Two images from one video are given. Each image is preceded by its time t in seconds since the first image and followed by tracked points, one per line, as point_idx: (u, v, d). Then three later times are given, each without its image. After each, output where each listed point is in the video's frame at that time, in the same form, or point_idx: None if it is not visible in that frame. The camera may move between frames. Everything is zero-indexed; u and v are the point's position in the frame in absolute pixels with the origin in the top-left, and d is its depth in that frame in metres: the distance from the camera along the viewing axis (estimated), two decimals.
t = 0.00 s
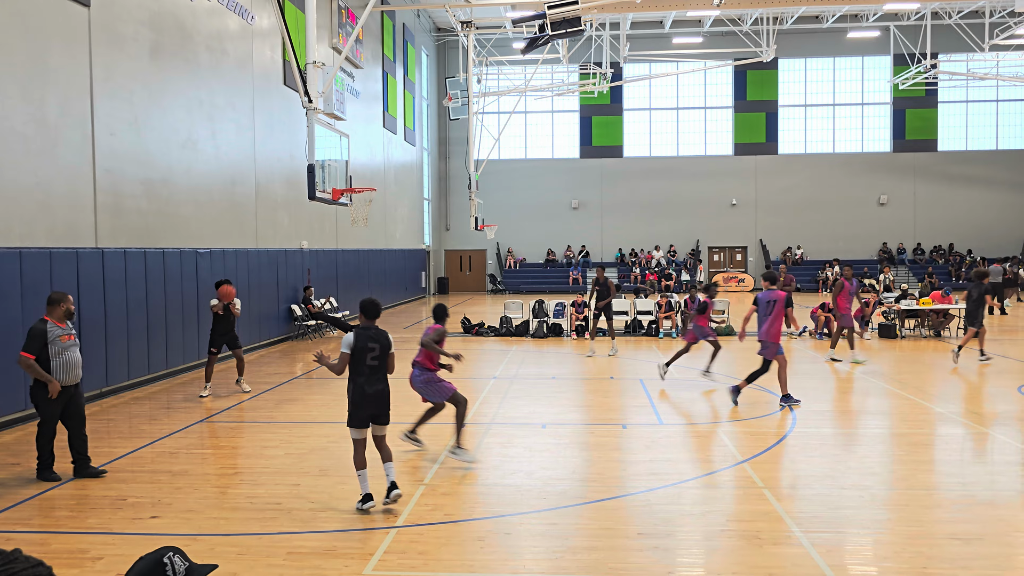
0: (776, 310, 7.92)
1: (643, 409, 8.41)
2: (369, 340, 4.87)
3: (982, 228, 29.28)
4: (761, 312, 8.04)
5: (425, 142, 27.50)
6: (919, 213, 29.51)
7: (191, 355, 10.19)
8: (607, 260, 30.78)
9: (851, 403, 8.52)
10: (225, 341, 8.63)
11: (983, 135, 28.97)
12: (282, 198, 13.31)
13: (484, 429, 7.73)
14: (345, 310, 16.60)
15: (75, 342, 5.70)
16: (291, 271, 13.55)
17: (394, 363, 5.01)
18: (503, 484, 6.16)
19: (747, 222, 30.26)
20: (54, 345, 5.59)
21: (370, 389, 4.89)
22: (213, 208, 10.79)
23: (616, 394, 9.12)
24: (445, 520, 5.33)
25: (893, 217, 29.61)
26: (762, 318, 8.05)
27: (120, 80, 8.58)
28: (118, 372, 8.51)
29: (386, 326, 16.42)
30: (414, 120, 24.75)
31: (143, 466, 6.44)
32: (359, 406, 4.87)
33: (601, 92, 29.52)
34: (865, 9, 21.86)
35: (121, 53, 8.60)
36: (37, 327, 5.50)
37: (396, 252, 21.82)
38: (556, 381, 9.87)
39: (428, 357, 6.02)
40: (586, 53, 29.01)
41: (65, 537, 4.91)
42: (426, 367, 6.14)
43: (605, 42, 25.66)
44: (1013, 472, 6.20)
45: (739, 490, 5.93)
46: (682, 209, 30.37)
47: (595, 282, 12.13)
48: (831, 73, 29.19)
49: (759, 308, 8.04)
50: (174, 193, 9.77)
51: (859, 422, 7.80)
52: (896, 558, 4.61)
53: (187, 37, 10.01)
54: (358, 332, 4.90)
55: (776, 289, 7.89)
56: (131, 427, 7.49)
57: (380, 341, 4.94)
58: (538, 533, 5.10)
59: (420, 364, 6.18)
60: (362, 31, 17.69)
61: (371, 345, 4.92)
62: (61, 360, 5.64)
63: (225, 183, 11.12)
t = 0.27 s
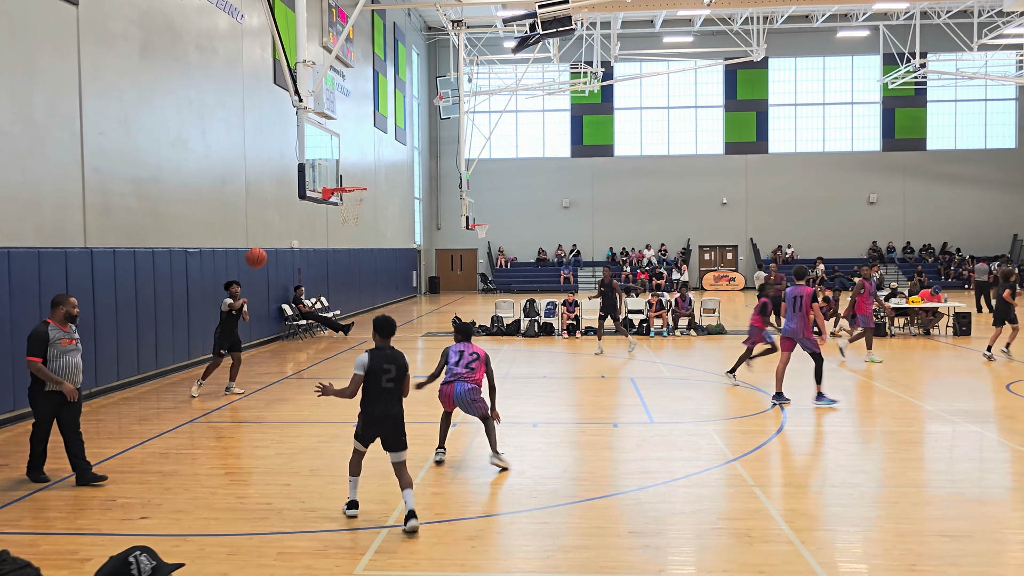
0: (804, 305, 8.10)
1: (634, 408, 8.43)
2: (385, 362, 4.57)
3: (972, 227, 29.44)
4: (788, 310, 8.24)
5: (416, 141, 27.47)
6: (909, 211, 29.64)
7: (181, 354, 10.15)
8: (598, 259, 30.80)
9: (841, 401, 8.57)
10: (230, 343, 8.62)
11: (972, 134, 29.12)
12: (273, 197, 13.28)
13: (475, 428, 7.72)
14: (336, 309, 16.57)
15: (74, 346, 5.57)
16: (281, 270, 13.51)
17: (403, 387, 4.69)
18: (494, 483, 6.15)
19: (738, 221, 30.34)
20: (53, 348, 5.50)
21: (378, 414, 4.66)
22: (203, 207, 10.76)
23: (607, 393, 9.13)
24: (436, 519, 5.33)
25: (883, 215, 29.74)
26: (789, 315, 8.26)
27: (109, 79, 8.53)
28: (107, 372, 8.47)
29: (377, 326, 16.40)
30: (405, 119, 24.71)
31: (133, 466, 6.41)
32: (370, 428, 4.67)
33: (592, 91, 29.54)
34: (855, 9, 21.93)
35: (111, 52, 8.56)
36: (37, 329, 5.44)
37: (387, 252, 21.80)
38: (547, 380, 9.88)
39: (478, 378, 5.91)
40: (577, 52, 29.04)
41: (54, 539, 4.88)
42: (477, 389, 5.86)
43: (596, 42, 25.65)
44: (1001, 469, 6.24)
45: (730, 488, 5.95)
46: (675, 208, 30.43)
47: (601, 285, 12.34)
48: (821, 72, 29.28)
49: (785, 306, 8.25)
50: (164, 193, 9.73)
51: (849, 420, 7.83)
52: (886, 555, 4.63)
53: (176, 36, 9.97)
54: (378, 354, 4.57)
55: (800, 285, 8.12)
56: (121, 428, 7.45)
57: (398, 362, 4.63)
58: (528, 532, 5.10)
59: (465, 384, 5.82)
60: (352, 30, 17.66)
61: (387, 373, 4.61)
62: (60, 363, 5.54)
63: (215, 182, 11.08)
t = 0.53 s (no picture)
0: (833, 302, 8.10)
1: (626, 406, 8.44)
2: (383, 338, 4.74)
3: (964, 224, 29.57)
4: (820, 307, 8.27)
5: (407, 140, 27.43)
6: (901, 210, 29.74)
7: (173, 354, 10.12)
8: (591, 258, 30.80)
9: (832, 398, 8.60)
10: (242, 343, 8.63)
11: (963, 132, 29.22)
12: (264, 197, 13.24)
13: (467, 427, 7.72)
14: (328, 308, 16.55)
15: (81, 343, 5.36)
16: (273, 269, 13.48)
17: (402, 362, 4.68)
18: (487, 482, 6.16)
19: (730, 219, 30.39)
20: (60, 344, 5.32)
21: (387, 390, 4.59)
22: (194, 207, 10.72)
23: (600, 391, 9.14)
24: (429, 518, 5.33)
25: (875, 213, 29.83)
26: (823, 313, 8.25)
27: (100, 79, 8.51)
28: (99, 373, 8.44)
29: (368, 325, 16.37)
30: (397, 118, 24.67)
31: (124, 466, 6.40)
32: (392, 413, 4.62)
33: (584, 89, 29.52)
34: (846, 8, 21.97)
35: (101, 51, 8.53)
36: (43, 326, 5.32)
37: (379, 251, 21.77)
38: (539, 379, 9.88)
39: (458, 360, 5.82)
40: (569, 51, 29.03)
41: (44, 539, 4.86)
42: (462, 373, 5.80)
43: (588, 40, 25.63)
44: (992, 465, 6.27)
45: (722, 486, 5.97)
46: (668, 207, 30.46)
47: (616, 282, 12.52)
48: (813, 70, 29.32)
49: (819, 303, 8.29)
50: (155, 192, 9.70)
51: (841, 417, 7.85)
52: (877, 552, 4.64)
53: (166, 35, 9.94)
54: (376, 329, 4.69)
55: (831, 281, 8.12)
56: (112, 428, 7.43)
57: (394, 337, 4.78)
58: (520, 531, 5.11)
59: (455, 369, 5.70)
60: (343, 28, 17.62)
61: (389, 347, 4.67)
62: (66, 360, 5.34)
63: (206, 182, 11.04)
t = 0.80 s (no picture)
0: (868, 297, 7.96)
1: (625, 403, 8.46)
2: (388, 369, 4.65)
3: (962, 220, 29.59)
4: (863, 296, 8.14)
5: (405, 138, 27.41)
6: (899, 206, 29.77)
7: (172, 353, 10.12)
8: (589, 255, 30.78)
9: (830, 394, 8.62)
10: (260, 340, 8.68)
11: (960, 129, 29.23)
12: (262, 195, 13.23)
13: (466, 424, 7.73)
14: (326, 307, 16.56)
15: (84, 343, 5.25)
16: (271, 268, 13.47)
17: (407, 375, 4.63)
18: (485, 479, 6.17)
19: (729, 215, 30.40)
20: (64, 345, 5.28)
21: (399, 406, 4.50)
22: (191, 206, 10.71)
23: (598, 388, 9.14)
24: (428, 516, 5.34)
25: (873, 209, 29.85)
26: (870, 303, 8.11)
27: (96, 78, 8.49)
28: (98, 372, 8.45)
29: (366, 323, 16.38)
30: (394, 116, 24.65)
31: (123, 465, 6.40)
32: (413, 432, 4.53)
33: (582, 87, 29.47)
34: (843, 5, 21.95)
35: (97, 50, 8.50)
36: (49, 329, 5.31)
37: (377, 249, 21.76)
38: (537, 376, 9.90)
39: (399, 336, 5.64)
40: (567, 48, 29.01)
41: (43, 539, 4.87)
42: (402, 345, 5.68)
43: (585, 37, 25.60)
44: (990, 461, 6.28)
45: (720, 482, 5.98)
46: (667, 203, 30.47)
47: (629, 278, 12.80)
48: (810, 67, 29.31)
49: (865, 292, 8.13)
50: (152, 191, 9.69)
51: (839, 413, 7.87)
52: (873, 548, 4.65)
53: (163, 34, 9.92)
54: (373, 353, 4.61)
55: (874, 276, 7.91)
56: (111, 427, 7.44)
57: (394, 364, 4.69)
58: (518, 528, 5.12)
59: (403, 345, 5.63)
60: (339, 26, 17.60)
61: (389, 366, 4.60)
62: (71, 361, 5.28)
63: (204, 181, 11.04)
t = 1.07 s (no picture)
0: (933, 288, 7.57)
1: (639, 397, 8.45)
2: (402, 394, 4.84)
3: (977, 212, 29.32)
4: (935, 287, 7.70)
5: (418, 134, 27.43)
6: (913, 199, 29.52)
7: (188, 350, 10.19)
8: (603, 250, 30.75)
9: (845, 388, 8.58)
10: (293, 334, 8.71)
11: (977, 120, 28.95)
12: (275, 192, 13.27)
13: (481, 419, 7.75)
14: (341, 302, 16.61)
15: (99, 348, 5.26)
16: (285, 264, 13.52)
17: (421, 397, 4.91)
18: (500, 473, 6.18)
19: (742, 209, 30.25)
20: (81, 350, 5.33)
21: (422, 415, 4.67)
22: (206, 203, 10.77)
23: (612, 382, 9.14)
24: (443, 510, 5.35)
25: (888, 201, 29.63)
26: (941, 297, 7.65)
27: (111, 77, 8.54)
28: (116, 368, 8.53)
29: (382, 319, 16.43)
30: (407, 112, 24.65)
31: (140, 461, 6.45)
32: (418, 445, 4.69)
33: (595, 81, 29.39)
34: None
35: (111, 48, 8.55)
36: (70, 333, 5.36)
37: (391, 245, 21.79)
38: (551, 370, 9.91)
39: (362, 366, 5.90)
40: (580, 42, 28.91)
41: (62, 533, 4.91)
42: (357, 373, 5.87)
43: (597, 31, 25.52)
44: (1008, 455, 6.24)
45: (735, 477, 5.96)
46: (678, 197, 30.37)
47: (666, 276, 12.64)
48: (825, 59, 29.11)
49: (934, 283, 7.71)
50: (167, 188, 9.74)
51: (854, 407, 7.83)
52: (890, 542, 4.63)
53: (177, 32, 9.97)
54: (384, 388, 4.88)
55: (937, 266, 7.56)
56: (129, 423, 7.50)
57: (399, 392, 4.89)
58: (532, 522, 5.13)
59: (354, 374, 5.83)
60: (352, 22, 17.60)
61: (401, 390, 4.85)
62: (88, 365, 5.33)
63: (219, 178, 11.09)
